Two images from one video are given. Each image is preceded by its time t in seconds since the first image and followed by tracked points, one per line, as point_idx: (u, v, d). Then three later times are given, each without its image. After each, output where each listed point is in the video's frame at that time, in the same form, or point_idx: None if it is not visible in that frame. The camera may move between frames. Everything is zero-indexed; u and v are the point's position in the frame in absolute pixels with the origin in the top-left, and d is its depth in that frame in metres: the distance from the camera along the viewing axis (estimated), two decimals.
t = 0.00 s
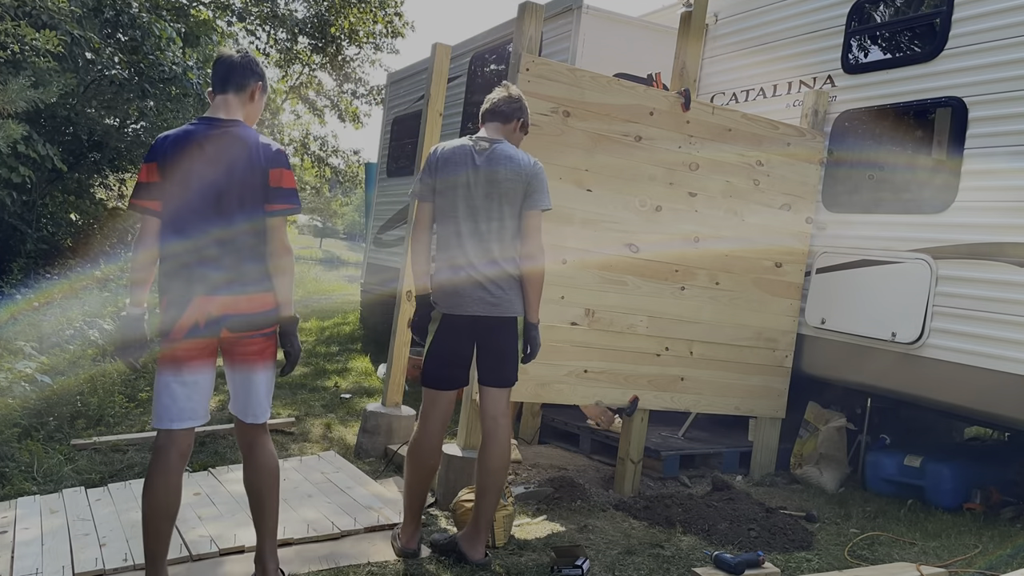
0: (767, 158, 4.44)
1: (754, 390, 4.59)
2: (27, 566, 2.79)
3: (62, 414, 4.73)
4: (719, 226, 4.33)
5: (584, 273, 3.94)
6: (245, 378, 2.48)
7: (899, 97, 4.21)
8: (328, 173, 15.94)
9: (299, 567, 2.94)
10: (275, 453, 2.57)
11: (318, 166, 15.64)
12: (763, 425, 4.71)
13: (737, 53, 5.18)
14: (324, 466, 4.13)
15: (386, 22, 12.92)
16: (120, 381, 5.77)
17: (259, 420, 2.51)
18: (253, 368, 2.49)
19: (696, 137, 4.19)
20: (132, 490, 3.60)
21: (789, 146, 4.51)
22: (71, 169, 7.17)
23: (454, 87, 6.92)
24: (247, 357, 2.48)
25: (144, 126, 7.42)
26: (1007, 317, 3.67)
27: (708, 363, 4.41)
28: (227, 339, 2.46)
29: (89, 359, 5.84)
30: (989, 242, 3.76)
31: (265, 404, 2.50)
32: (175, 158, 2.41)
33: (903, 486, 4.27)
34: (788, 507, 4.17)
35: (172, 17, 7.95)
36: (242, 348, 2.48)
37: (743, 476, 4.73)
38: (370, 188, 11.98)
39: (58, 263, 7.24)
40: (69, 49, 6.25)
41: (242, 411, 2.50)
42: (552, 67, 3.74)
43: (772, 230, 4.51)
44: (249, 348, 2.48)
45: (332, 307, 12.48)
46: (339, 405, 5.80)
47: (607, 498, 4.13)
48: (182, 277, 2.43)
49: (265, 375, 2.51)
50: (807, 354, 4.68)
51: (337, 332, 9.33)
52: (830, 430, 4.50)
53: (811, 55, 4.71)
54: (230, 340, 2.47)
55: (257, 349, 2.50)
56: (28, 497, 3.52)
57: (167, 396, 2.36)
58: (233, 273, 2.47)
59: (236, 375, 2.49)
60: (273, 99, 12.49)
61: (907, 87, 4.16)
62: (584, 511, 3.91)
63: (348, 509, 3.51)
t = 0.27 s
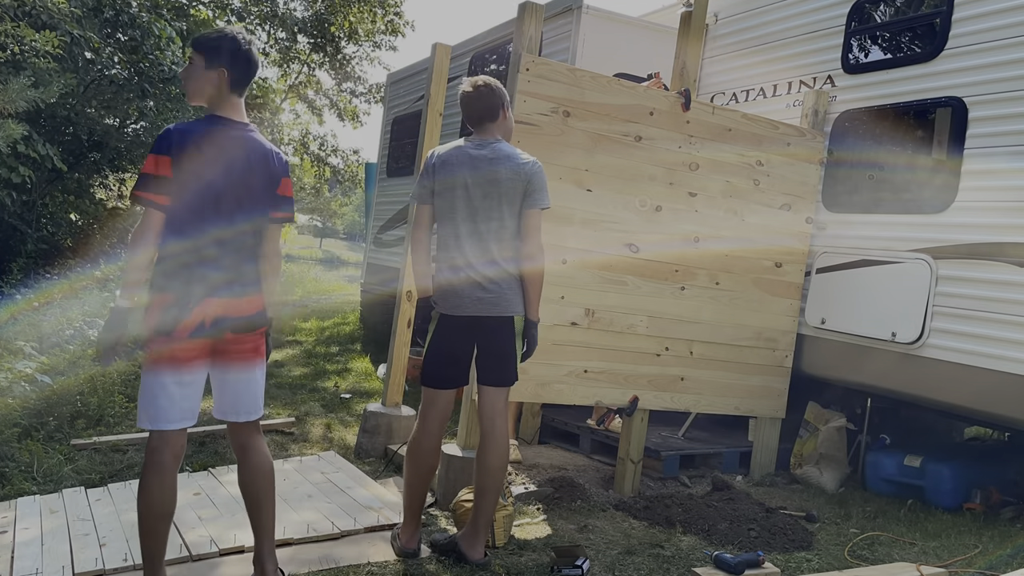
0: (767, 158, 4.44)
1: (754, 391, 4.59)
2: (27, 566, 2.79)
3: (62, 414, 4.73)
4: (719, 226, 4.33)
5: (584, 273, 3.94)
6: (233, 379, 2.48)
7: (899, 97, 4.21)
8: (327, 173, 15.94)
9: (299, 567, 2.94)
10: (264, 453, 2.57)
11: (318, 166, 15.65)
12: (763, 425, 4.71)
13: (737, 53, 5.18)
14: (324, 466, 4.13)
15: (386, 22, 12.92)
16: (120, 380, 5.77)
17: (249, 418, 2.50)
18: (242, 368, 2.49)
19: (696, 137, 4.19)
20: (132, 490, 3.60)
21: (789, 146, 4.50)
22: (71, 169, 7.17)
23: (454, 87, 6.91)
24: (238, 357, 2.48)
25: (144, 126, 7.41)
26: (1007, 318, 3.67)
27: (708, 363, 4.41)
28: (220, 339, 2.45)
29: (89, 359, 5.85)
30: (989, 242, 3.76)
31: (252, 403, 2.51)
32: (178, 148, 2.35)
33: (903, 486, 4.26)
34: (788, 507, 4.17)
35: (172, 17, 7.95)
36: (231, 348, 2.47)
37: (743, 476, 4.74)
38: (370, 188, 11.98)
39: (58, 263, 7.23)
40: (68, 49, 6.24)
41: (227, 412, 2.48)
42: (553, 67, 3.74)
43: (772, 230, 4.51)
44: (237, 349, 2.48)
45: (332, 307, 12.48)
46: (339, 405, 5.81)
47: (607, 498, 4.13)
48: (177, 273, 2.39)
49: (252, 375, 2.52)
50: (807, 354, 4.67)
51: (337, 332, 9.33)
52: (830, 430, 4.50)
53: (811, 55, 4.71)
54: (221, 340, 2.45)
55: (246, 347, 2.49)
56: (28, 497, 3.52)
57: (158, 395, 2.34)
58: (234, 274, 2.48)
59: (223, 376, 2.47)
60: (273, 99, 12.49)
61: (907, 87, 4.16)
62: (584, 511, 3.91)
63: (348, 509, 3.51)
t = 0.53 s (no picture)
0: (766, 158, 4.44)
1: (754, 391, 4.59)
2: (27, 566, 2.78)
3: (62, 414, 4.73)
4: (719, 226, 4.33)
5: (584, 273, 3.94)
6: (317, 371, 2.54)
7: (899, 97, 4.21)
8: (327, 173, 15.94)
9: (299, 567, 2.94)
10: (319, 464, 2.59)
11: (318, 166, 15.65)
12: (763, 425, 4.71)
13: (737, 53, 5.18)
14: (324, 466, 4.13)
15: (385, 22, 12.92)
16: (120, 381, 5.77)
17: (258, 408, 2.43)
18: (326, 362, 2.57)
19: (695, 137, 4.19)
20: (132, 490, 3.60)
21: (789, 146, 4.50)
22: (71, 169, 7.17)
23: (454, 87, 6.91)
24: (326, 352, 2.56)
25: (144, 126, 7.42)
26: (1007, 318, 3.67)
27: (708, 363, 4.41)
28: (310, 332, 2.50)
29: (89, 359, 5.85)
30: (989, 242, 3.76)
31: (325, 399, 2.57)
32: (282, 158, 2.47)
33: (903, 486, 4.26)
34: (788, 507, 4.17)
35: (172, 18, 7.95)
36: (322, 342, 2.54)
37: (743, 476, 4.74)
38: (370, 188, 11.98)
39: (58, 263, 7.23)
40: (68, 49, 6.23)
41: (239, 399, 2.39)
42: (553, 66, 3.74)
43: (772, 230, 4.51)
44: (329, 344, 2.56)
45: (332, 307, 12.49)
46: (339, 405, 5.81)
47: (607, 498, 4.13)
48: (276, 275, 2.47)
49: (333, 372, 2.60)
50: (806, 354, 4.68)
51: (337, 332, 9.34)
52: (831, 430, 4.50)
53: (811, 55, 4.71)
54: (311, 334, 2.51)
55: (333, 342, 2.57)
56: (29, 497, 3.52)
57: (235, 373, 2.40)
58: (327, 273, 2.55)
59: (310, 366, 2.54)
60: (272, 99, 12.50)
61: (907, 87, 4.16)
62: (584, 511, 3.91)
63: (349, 509, 3.51)
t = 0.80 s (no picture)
0: (766, 158, 4.44)
1: (754, 390, 4.59)
2: (27, 566, 2.78)
3: (63, 414, 4.74)
4: (719, 226, 4.33)
5: (584, 273, 3.94)
6: (280, 370, 2.45)
7: (899, 97, 4.21)
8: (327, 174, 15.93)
9: (299, 567, 2.94)
10: (286, 475, 2.49)
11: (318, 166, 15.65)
12: (763, 425, 4.71)
13: (737, 53, 5.18)
14: (324, 466, 4.13)
15: (385, 22, 12.92)
16: (120, 381, 5.77)
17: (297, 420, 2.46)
18: (291, 363, 2.45)
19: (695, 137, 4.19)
20: (132, 490, 3.60)
21: (789, 146, 4.50)
22: (71, 169, 7.17)
23: (454, 87, 6.91)
24: (291, 350, 2.46)
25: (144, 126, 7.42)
26: (1007, 318, 3.67)
27: (707, 363, 4.41)
28: (275, 328, 2.47)
29: (89, 359, 5.85)
30: (989, 242, 3.76)
31: (285, 401, 2.43)
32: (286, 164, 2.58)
33: (904, 486, 4.26)
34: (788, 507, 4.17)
35: (172, 18, 7.95)
36: (290, 340, 2.46)
37: (743, 476, 4.74)
38: (370, 188, 11.99)
39: (58, 263, 7.23)
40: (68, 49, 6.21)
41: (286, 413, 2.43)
42: (553, 66, 3.74)
43: (772, 230, 4.51)
44: (296, 342, 2.46)
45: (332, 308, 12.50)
46: (339, 405, 5.81)
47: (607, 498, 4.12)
48: (273, 274, 2.55)
49: (302, 374, 2.47)
50: (806, 354, 4.68)
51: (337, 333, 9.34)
52: (831, 430, 4.50)
53: (811, 54, 4.71)
54: (278, 330, 2.46)
55: (304, 342, 2.47)
56: (29, 497, 3.52)
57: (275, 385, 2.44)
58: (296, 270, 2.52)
59: (274, 365, 2.46)
60: (272, 99, 12.50)
61: (907, 87, 4.16)
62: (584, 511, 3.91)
63: (349, 509, 3.51)
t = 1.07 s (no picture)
0: (766, 159, 4.44)
1: (754, 390, 4.59)
2: (28, 566, 2.78)
3: (63, 415, 4.74)
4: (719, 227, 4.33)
5: (584, 273, 3.94)
6: (274, 371, 2.45)
7: (899, 97, 4.21)
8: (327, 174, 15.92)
9: (299, 566, 2.94)
10: (289, 478, 2.50)
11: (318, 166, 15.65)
12: (763, 425, 4.71)
13: (737, 53, 5.18)
14: (324, 466, 4.13)
15: (386, 22, 12.92)
16: (120, 381, 5.77)
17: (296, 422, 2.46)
18: (285, 363, 2.46)
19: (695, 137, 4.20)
20: (132, 490, 3.60)
21: (789, 146, 4.50)
22: (71, 169, 7.17)
23: (454, 87, 6.90)
24: (285, 351, 2.46)
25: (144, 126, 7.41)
26: (1007, 318, 3.67)
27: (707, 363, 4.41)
28: (269, 329, 2.48)
29: (88, 359, 5.85)
30: (989, 242, 3.76)
31: (282, 403, 2.43)
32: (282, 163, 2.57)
33: (903, 486, 4.26)
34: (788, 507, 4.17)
35: (172, 17, 7.95)
36: (285, 342, 2.47)
37: (743, 476, 4.74)
38: (370, 188, 11.99)
39: (57, 263, 7.23)
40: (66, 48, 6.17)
41: (284, 415, 2.44)
42: (553, 66, 3.74)
43: (772, 230, 4.51)
44: (290, 343, 2.47)
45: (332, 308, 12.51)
46: (339, 405, 5.81)
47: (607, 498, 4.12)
48: (272, 274, 2.54)
49: (296, 375, 2.46)
50: (806, 354, 4.68)
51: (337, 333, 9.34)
52: (831, 430, 4.50)
53: (811, 54, 4.71)
54: (273, 331, 2.47)
55: (298, 342, 2.47)
56: (29, 497, 3.53)
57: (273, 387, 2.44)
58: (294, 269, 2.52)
59: (270, 366, 2.47)
60: (272, 99, 12.50)
61: (907, 87, 4.16)
62: (584, 511, 3.91)
63: (349, 509, 3.51)
